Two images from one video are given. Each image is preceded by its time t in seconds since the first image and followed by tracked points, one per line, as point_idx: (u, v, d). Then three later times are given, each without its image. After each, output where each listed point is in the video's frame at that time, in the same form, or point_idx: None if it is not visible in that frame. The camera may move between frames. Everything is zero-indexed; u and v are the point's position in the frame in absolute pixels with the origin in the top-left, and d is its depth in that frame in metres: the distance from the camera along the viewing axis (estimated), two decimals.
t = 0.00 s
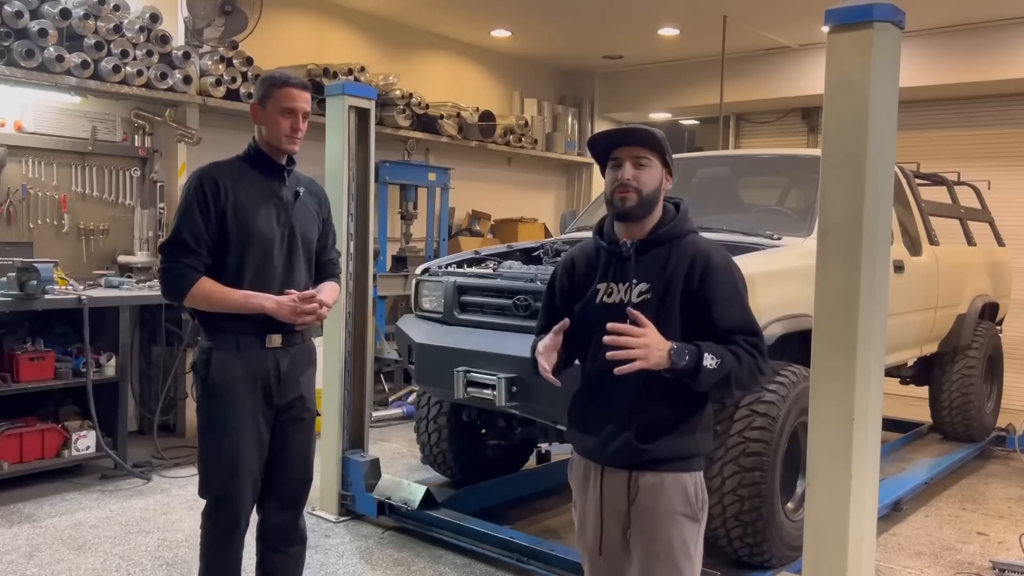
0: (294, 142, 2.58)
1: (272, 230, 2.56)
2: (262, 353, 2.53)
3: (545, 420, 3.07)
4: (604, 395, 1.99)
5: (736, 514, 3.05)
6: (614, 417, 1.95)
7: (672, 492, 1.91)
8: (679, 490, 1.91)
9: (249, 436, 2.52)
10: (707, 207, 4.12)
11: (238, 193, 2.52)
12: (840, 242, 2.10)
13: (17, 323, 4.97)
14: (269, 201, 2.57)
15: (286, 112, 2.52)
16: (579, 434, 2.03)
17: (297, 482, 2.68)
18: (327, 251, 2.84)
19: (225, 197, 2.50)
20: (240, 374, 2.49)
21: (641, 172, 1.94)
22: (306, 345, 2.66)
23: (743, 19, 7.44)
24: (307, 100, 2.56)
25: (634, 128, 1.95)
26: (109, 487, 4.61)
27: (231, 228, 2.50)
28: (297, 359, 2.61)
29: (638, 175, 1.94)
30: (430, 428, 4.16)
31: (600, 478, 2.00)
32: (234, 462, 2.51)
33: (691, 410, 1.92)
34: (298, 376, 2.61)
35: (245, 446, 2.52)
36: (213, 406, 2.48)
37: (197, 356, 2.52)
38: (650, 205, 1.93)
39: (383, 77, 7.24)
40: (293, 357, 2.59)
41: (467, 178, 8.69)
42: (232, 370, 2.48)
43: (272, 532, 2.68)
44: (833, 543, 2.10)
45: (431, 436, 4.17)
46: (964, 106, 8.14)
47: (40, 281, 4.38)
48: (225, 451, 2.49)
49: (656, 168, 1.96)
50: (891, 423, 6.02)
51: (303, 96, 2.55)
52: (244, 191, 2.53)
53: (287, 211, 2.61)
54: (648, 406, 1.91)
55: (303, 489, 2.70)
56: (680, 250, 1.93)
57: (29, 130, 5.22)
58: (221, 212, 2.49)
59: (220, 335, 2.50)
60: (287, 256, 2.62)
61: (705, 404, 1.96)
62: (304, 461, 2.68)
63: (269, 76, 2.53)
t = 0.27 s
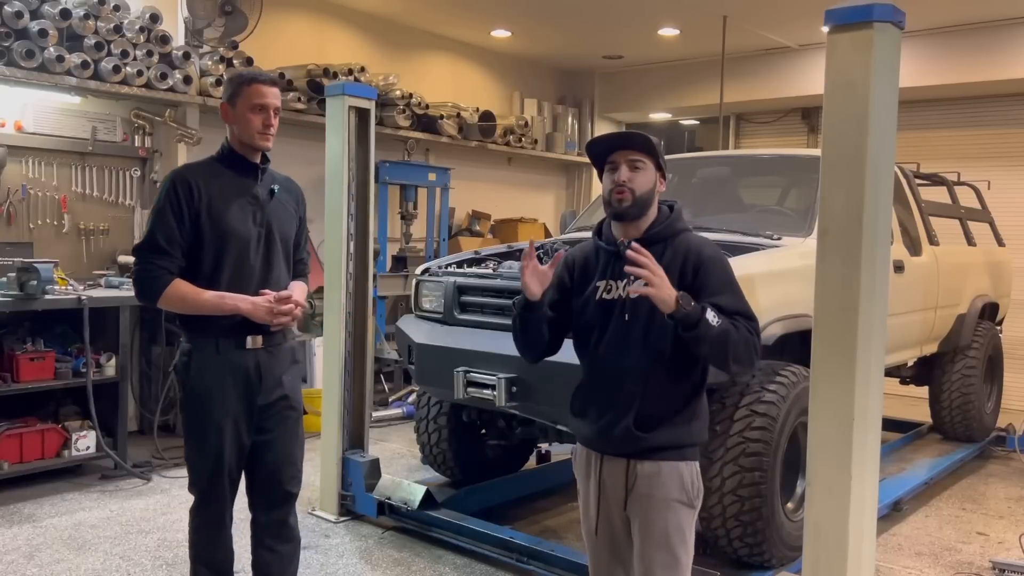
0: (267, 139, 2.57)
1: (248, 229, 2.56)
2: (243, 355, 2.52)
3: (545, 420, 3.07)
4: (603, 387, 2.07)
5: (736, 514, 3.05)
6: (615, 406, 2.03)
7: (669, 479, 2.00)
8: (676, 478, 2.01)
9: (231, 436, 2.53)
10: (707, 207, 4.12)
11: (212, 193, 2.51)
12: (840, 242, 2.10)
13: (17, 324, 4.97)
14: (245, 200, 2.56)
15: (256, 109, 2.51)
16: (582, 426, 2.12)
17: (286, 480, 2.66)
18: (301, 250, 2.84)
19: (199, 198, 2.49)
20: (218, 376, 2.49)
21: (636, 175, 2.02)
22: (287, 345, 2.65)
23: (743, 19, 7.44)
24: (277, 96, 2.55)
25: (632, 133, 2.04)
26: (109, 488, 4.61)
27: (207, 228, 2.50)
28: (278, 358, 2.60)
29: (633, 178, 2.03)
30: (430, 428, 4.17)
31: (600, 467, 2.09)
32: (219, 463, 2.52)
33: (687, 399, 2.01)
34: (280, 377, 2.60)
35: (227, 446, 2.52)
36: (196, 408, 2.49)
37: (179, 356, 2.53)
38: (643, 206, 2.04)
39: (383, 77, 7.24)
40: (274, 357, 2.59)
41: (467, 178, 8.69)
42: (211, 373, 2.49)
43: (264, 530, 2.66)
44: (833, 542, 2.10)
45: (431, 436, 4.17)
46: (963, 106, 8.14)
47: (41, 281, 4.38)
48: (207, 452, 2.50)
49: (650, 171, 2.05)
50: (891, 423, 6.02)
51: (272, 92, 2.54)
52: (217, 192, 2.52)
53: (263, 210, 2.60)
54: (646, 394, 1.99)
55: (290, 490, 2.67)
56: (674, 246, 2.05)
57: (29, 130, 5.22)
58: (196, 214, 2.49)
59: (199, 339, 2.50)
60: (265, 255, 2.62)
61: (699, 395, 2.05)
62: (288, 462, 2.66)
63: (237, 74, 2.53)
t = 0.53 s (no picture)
0: (251, 138, 2.53)
1: (230, 229, 2.49)
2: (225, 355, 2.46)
3: (545, 420, 3.06)
4: (608, 380, 2.17)
5: (736, 515, 3.05)
6: (617, 398, 2.13)
7: (669, 470, 2.08)
8: (675, 469, 2.08)
9: (217, 436, 2.47)
10: (708, 208, 4.12)
11: (194, 194, 2.45)
12: (840, 241, 2.10)
13: (17, 324, 4.98)
14: (227, 200, 2.50)
15: (239, 108, 2.47)
16: (588, 419, 2.22)
17: (277, 479, 2.59)
18: (290, 248, 2.76)
19: (180, 199, 2.43)
20: (201, 374, 2.44)
21: (626, 177, 2.16)
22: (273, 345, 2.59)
23: (743, 19, 7.44)
24: (259, 94, 2.51)
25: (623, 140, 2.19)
26: (109, 488, 4.61)
27: (188, 230, 2.44)
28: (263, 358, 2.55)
29: (624, 180, 2.17)
30: (430, 428, 4.17)
31: (603, 458, 2.18)
32: (206, 464, 2.46)
33: (688, 388, 2.10)
34: (266, 376, 2.55)
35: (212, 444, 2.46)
36: (181, 408, 2.44)
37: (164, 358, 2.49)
38: (635, 207, 2.16)
39: (383, 77, 7.23)
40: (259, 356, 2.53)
41: (467, 178, 8.69)
42: (193, 372, 2.43)
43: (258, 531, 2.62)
44: (834, 542, 2.10)
45: (431, 436, 4.17)
46: (963, 106, 8.14)
47: (41, 281, 4.38)
48: (191, 449, 2.45)
49: (641, 173, 2.17)
50: (891, 423, 6.02)
51: (253, 90, 2.50)
52: (199, 192, 2.46)
53: (246, 210, 2.53)
54: (647, 384, 2.09)
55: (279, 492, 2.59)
56: (670, 242, 2.15)
57: (29, 130, 5.22)
58: (178, 215, 2.43)
59: (183, 334, 2.45)
60: (249, 256, 2.54)
61: (700, 386, 2.14)
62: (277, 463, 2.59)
63: (219, 73, 2.48)
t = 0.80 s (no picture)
0: (245, 138, 2.49)
1: (222, 229, 2.46)
2: (219, 354, 2.45)
3: (545, 420, 3.06)
4: (601, 376, 2.21)
5: (735, 515, 3.05)
6: (609, 393, 2.17)
7: (657, 465, 2.09)
8: (664, 464, 2.09)
9: (211, 434, 2.46)
10: (707, 208, 4.12)
11: (185, 196, 2.42)
12: (840, 242, 2.11)
13: (17, 324, 4.98)
14: (217, 200, 2.46)
15: (233, 108, 2.44)
16: (585, 414, 2.27)
17: (278, 480, 2.57)
18: (289, 248, 2.71)
19: (172, 200, 2.40)
20: (193, 374, 2.42)
21: (614, 181, 2.20)
22: (268, 345, 2.56)
23: (743, 20, 7.44)
24: (253, 93, 2.48)
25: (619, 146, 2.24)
26: (109, 488, 4.62)
27: (179, 232, 2.41)
28: (260, 358, 2.53)
29: (613, 183, 2.21)
30: (430, 428, 4.17)
31: (599, 454, 2.21)
32: (200, 462, 2.45)
33: (678, 388, 2.11)
34: (260, 377, 2.52)
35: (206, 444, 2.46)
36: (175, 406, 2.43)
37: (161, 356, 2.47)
38: (625, 208, 2.20)
39: (383, 77, 7.24)
40: (255, 355, 2.52)
41: (467, 179, 8.69)
42: (186, 371, 2.41)
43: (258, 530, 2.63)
44: (834, 542, 2.11)
45: (431, 436, 4.18)
46: (963, 106, 8.14)
47: (41, 282, 4.39)
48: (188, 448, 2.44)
49: (632, 176, 2.20)
50: (891, 423, 6.03)
51: (247, 90, 2.47)
52: (191, 193, 2.43)
53: (238, 209, 2.49)
54: (636, 380, 2.12)
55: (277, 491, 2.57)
56: (661, 244, 2.17)
57: (29, 131, 5.22)
58: (170, 217, 2.40)
59: (177, 333, 2.44)
60: (242, 256, 2.50)
61: (694, 384, 2.15)
62: (274, 463, 2.57)
63: (213, 73, 2.45)
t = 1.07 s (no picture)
0: (251, 138, 2.49)
1: (226, 229, 2.46)
2: (225, 355, 2.45)
3: (546, 420, 3.06)
4: (594, 373, 2.23)
5: (735, 515, 3.05)
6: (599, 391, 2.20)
7: (646, 463, 2.10)
8: (652, 462, 2.10)
9: (215, 434, 2.46)
10: (707, 208, 4.13)
11: (188, 196, 2.43)
12: (840, 242, 2.11)
13: (17, 324, 4.98)
14: (222, 201, 2.47)
15: (239, 108, 2.44)
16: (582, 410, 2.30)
17: (284, 482, 2.57)
18: (299, 247, 2.70)
19: (174, 200, 2.42)
20: (197, 374, 2.42)
21: (608, 179, 2.23)
22: (277, 347, 2.56)
23: (743, 20, 7.44)
24: (259, 95, 2.47)
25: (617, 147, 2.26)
26: (110, 488, 4.62)
27: (182, 231, 2.43)
28: (267, 359, 2.52)
29: (606, 182, 2.24)
30: (430, 428, 4.17)
31: (596, 450, 2.24)
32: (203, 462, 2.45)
33: (665, 387, 2.10)
34: (267, 378, 2.51)
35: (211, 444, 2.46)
36: (180, 405, 2.43)
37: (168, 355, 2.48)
38: (616, 206, 2.22)
39: (383, 77, 7.24)
40: (260, 357, 2.50)
41: (467, 179, 8.69)
42: (190, 371, 2.42)
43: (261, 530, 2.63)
44: (834, 543, 2.10)
45: (431, 436, 4.18)
46: (963, 106, 8.14)
47: (41, 282, 4.39)
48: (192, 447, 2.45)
49: (624, 175, 2.21)
50: (890, 423, 6.03)
51: (254, 91, 2.47)
52: (195, 195, 2.44)
53: (244, 209, 2.49)
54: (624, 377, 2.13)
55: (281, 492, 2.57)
56: (650, 246, 2.17)
57: (29, 131, 5.22)
58: (171, 217, 2.42)
59: (183, 332, 2.45)
60: (248, 256, 2.49)
61: (685, 383, 2.14)
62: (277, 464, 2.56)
63: (220, 74, 2.46)
